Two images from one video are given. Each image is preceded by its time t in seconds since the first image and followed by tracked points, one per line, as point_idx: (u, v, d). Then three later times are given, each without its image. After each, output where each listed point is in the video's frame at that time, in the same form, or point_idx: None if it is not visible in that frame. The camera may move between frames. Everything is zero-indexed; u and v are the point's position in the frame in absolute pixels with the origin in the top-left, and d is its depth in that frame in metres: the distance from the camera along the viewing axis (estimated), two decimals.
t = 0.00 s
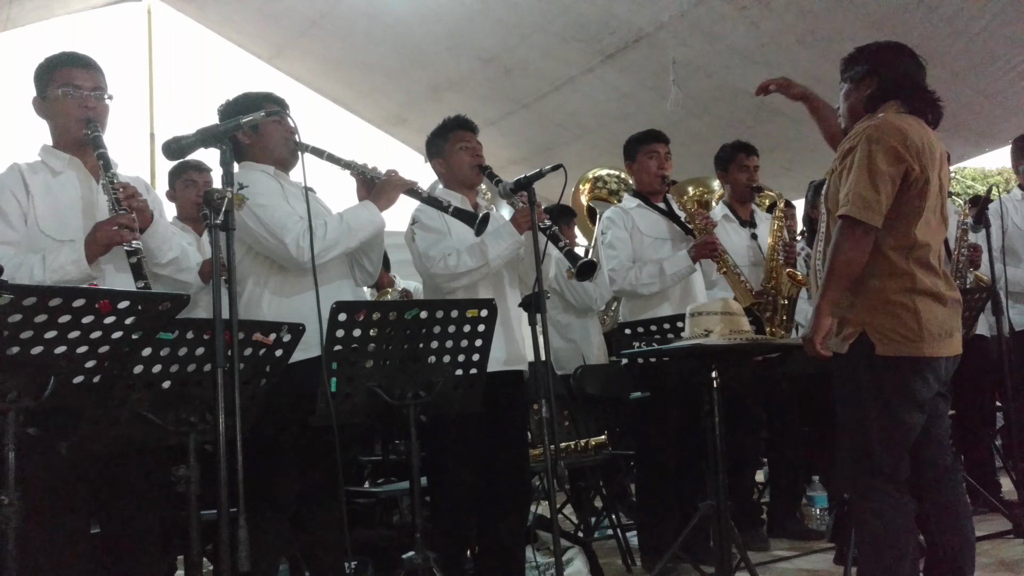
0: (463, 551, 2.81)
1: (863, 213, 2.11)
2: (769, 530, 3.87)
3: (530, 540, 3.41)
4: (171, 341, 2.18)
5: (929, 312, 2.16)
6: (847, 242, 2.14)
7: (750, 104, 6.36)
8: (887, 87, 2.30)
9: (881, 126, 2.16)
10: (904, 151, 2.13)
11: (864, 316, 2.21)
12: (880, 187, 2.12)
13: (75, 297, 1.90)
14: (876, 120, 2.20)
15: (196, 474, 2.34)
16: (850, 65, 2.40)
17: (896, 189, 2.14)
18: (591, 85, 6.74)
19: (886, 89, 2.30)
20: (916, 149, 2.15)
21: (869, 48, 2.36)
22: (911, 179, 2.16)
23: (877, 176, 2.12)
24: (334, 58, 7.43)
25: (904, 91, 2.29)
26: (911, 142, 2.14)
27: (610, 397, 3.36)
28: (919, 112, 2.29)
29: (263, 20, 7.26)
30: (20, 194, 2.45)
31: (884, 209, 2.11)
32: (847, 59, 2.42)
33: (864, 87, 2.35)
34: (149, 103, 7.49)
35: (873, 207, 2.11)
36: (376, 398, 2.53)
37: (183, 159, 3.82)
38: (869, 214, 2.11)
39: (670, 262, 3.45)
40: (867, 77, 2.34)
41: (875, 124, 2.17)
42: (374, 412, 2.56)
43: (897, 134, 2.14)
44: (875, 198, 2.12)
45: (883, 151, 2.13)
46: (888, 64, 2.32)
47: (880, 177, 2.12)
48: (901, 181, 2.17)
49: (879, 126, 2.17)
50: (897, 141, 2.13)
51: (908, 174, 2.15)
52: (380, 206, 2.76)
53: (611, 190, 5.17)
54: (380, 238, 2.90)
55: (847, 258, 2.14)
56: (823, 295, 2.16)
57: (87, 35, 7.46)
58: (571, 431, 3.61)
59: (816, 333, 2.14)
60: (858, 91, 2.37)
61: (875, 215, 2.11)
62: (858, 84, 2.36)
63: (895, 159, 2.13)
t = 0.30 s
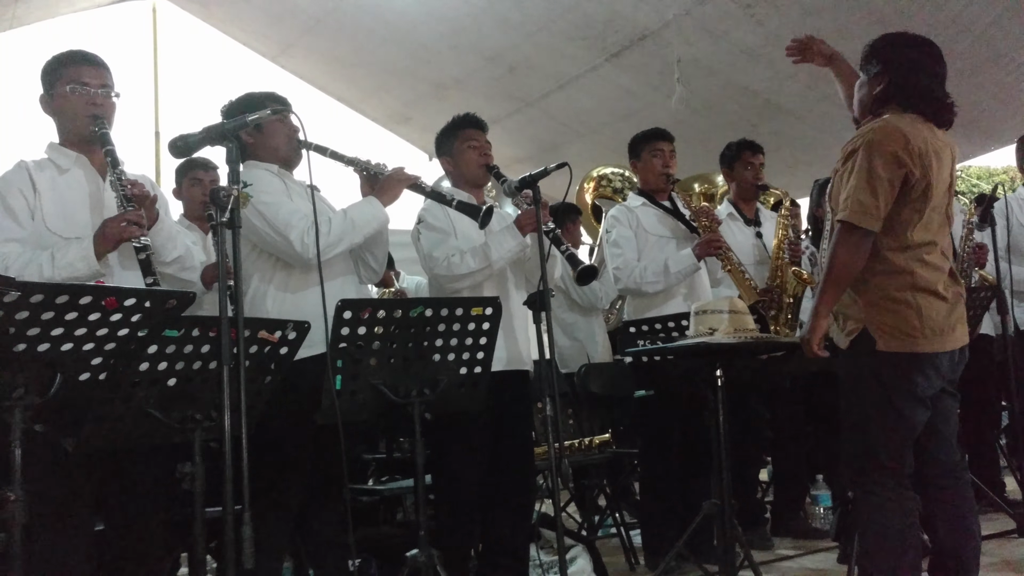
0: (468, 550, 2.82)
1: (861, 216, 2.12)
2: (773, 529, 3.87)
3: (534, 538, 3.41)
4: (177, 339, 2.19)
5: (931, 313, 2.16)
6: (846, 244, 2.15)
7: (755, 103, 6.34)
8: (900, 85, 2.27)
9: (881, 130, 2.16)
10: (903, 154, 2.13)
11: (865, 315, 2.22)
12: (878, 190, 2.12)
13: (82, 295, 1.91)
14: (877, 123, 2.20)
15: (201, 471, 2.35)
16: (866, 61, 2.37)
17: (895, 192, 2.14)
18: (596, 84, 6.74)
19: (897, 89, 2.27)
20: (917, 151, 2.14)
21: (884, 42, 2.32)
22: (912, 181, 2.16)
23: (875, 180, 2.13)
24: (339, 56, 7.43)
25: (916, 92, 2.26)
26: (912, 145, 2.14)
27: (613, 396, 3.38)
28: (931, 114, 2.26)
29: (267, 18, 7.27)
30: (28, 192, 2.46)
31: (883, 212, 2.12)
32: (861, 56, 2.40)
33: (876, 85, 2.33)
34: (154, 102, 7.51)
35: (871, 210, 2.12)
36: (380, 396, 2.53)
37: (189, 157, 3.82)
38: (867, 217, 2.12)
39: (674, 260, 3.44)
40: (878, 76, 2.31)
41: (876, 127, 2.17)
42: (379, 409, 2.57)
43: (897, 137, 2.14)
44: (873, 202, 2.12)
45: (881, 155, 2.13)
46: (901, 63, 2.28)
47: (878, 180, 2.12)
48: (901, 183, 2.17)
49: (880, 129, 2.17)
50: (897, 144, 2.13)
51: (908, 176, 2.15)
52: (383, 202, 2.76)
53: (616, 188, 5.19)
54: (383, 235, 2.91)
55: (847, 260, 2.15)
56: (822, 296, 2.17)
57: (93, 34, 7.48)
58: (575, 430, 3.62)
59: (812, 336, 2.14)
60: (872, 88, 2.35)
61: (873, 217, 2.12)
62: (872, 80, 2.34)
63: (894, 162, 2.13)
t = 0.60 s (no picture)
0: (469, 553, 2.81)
1: (857, 221, 2.12)
2: (775, 531, 3.86)
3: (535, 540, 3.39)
4: (177, 339, 2.18)
5: (931, 317, 2.14)
6: (843, 249, 2.15)
7: (758, 101, 6.31)
8: (899, 86, 2.24)
9: (876, 134, 2.15)
10: (900, 157, 2.12)
11: (865, 319, 2.21)
12: (874, 194, 2.11)
13: (82, 296, 1.90)
14: (875, 127, 2.19)
15: (201, 472, 2.33)
16: (862, 64, 2.35)
17: (893, 196, 2.13)
18: (598, 82, 6.71)
19: (897, 90, 2.24)
20: (914, 155, 2.13)
21: (883, 43, 2.29)
22: (910, 185, 2.15)
23: (871, 185, 2.12)
24: (341, 53, 7.41)
25: (914, 93, 2.23)
26: (909, 148, 2.13)
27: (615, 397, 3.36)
28: (930, 115, 2.24)
29: (269, 16, 7.25)
30: (28, 193, 2.44)
31: (880, 217, 2.11)
32: (857, 59, 2.38)
33: (875, 86, 2.31)
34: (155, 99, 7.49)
35: (867, 215, 2.11)
36: (381, 398, 2.52)
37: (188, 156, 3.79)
38: (863, 222, 2.11)
39: (677, 260, 3.43)
40: (877, 78, 2.29)
41: (873, 131, 2.17)
42: (379, 410, 2.56)
43: (894, 141, 2.13)
44: (870, 206, 2.12)
45: (877, 159, 2.13)
46: (901, 64, 2.26)
47: (874, 184, 2.11)
48: (899, 187, 2.16)
49: (877, 133, 2.16)
50: (892, 148, 2.13)
51: (905, 180, 2.14)
52: (383, 195, 2.75)
53: (618, 187, 5.14)
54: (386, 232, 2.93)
55: (844, 264, 2.14)
56: (819, 301, 2.17)
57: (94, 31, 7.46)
58: (576, 431, 3.62)
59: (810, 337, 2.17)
60: (869, 91, 2.33)
61: (869, 222, 2.11)
62: (869, 83, 2.32)
63: (890, 166, 2.12)
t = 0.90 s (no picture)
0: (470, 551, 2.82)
1: (849, 220, 2.12)
2: (775, 530, 3.87)
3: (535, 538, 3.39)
4: (181, 337, 2.19)
5: (924, 315, 2.15)
6: (834, 247, 2.16)
7: (759, 102, 6.32)
8: (887, 83, 2.24)
9: (867, 132, 2.16)
10: (891, 155, 2.13)
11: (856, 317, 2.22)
12: (866, 193, 2.12)
13: (86, 293, 1.91)
14: (865, 124, 2.19)
15: (204, 470, 2.35)
16: (846, 63, 2.35)
17: (885, 195, 2.14)
18: (599, 83, 6.73)
19: (886, 87, 2.24)
20: (904, 153, 2.14)
21: (867, 42, 2.29)
22: (900, 182, 2.16)
23: (864, 183, 2.13)
24: (342, 54, 7.42)
25: (901, 88, 2.23)
26: (898, 146, 2.14)
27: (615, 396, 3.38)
28: (920, 108, 2.23)
29: (270, 16, 7.26)
30: (32, 190, 2.45)
31: (872, 215, 2.12)
32: (840, 58, 2.37)
33: (862, 86, 2.30)
34: (157, 99, 7.51)
35: (859, 213, 2.12)
36: (383, 395, 2.54)
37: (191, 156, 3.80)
38: (855, 220, 2.12)
39: (677, 261, 3.43)
40: (864, 77, 2.28)
41: (864, 128, 2.17)
42: (381, 408, 2.58)
43: (884, 138, 2.14)
44: (861, 204, 2.12)
45: (869, 157, 2.13)
46: (888, 60, 2.25)
47: (865, 182, 2.12)
48: (890, 184, 2.17)
49: (868, 131, 2.16)
50: (883, 145, 2.13)
51: (896, 178, 2.15)
52: (375, 202, 2.77)
53: (619, 186, 5.18)
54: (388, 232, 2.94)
55: (836, 263, 2.15)
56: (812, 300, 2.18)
57: (96, 32, 7.48)
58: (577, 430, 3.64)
59: (802, 339, 2.19)
60: (857, 92, 2.32)
61: (861, 220, 2.12)
62: (856, 83, 2.31)
63: (882, 164, 2.13)
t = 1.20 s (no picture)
0: (472, 543, 2.83)
1: (835, 212, 2.12)
2: (777, 524, 3.87)
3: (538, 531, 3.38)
4: (183, 330, 2.19)
5: (911, 307, 2.15)
6: (821, 241, 2.15)
7: (760, 98, 6.33)
8: (870, 73, 2.24)
9: (852, 123, 2.15)
10: (876, 146, 2.12)
11: (845, 311, 2.22)
12: (851, 185, 2.12)
13: (88, 285, 1.91)
14: (850, 114, 2.19)
15: (206, 462, 2.35)
16: (828, 55, 2.35)
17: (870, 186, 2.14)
18: (601, 79, 6.73)
19: (869, 77, 2.24)
20: (888, 143, 2.14)
21: (848, 33, 2.29)
22: (886, 172, 2.15)
23: (849, 174, 2.12)
24: (343, 49, 7.42)
25: (882, 77, 2.23)
26: (883, 136, 2.14)
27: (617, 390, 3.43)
28: (902, 97, 2.23)
29: (271, 12, 7.26)
30: (34, 183, 2.44)
31: (857, 207, 2.12)
32: (822, 50, 2.38)
33: (845, 77, 2.30)
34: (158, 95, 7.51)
35: (845, 205, 2.12)
36: (385, 389, 2.55)
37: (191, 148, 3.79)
38: (841, 213, 2.12)
39: (679, 257, 3.43)
40: (845, 68, 2.29)
41: (850, 118, 2.17)
42: (383, 401, 2.58)
43: (870, 129, 2.14)
44: (846, 196, 2.12)
45: (854, 148, 2.13)
46: (871, 50, 2.25)
47: (851, 174, 2.12)
48: (876, 175, 2.16)
49: (854, 122, 2.15)
50: (868, 136, 2.13)
51: (881, 168, 2.14)
52: (356, 231, 2.67)
53: (620, 182, 5.23)
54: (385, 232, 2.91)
55: (823, 256, 2.15)
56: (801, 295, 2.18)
57: (98, 27, 7.48)
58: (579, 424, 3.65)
59: (793, 337, 2.20)
60: (838, 84, 2.32)
61: (847, 213, 2.12)
62: (838, 75, 2.32)
63: (867, 154, 2.12)
